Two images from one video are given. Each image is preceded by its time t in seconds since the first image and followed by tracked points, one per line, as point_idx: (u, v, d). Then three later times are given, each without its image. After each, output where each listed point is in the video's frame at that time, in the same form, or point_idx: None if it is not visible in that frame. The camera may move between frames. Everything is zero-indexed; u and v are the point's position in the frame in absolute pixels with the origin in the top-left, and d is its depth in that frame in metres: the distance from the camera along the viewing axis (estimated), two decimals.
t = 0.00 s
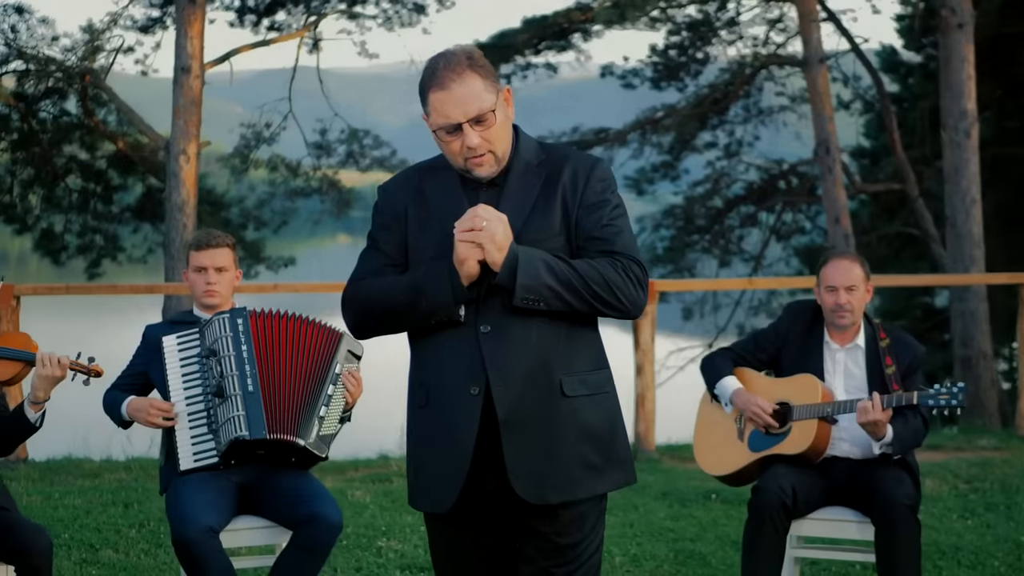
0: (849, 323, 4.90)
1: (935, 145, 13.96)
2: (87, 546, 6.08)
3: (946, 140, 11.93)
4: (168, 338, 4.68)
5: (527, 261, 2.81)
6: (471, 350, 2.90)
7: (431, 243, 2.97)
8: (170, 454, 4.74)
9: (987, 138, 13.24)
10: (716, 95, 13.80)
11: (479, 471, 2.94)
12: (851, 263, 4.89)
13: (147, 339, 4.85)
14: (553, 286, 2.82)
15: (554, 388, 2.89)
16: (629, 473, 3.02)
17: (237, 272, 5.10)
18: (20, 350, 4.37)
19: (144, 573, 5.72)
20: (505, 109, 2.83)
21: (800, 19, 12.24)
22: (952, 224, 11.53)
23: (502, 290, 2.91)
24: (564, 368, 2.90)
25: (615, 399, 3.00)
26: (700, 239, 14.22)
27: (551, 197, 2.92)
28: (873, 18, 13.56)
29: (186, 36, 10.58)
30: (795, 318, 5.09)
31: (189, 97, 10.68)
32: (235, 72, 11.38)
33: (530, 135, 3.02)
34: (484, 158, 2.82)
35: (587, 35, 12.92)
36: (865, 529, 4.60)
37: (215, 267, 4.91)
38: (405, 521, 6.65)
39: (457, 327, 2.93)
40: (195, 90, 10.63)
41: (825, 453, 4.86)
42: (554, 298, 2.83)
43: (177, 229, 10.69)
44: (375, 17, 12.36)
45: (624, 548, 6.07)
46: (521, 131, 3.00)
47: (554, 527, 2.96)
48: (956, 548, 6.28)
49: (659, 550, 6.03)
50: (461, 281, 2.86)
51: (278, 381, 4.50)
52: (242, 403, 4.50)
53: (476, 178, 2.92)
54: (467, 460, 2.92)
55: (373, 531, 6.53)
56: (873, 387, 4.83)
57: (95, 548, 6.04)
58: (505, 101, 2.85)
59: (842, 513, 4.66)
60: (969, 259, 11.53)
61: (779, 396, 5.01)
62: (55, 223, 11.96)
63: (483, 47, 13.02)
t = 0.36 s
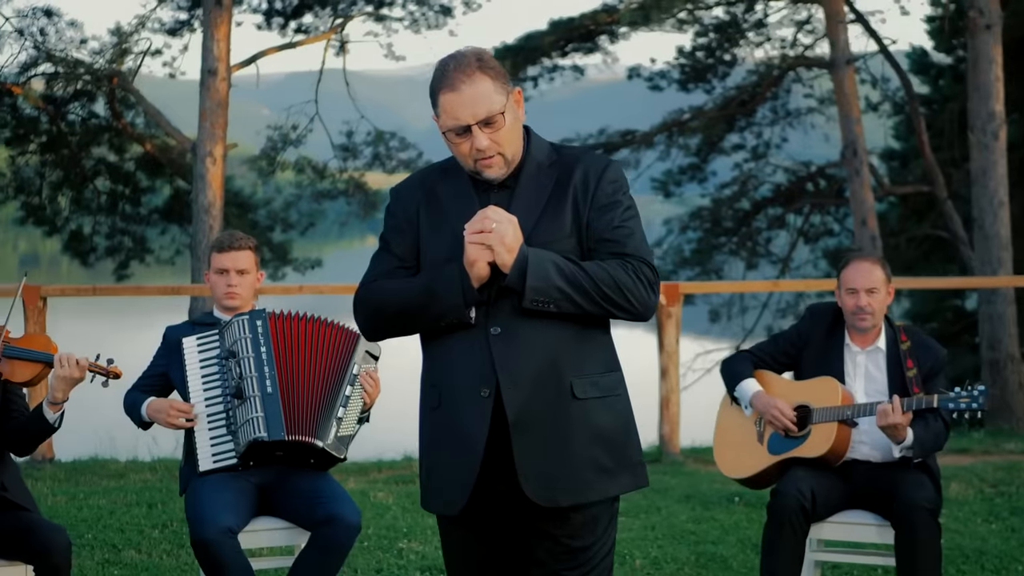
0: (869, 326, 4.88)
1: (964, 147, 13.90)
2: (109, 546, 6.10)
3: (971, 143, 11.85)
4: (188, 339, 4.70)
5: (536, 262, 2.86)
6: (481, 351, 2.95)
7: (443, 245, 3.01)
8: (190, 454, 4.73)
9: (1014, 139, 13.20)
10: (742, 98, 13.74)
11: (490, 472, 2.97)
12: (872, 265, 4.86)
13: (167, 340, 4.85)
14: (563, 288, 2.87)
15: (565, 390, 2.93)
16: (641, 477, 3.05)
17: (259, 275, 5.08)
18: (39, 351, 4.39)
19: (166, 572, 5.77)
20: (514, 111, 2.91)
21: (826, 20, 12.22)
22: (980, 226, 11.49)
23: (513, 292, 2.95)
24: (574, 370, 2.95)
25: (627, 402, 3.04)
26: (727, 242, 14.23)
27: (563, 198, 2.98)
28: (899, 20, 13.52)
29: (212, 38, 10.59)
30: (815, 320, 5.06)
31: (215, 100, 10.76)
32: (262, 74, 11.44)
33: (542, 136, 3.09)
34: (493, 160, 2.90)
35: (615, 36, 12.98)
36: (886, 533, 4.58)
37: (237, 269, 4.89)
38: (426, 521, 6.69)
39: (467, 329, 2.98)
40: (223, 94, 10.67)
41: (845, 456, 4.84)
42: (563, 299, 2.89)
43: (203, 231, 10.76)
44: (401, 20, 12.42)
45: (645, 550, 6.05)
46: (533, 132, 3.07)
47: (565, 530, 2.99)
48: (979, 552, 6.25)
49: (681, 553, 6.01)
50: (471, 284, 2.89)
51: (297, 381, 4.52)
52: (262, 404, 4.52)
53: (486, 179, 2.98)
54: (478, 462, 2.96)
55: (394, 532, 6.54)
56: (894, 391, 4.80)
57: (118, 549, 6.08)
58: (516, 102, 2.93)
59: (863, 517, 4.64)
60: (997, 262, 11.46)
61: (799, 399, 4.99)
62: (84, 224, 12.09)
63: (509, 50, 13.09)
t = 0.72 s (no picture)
0: (890, 329, 4.86)
1: (995, 150, 13.81)
2: (133, 547, 6.14)
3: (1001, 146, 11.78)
4: (209, 341, 4.71)
5: (545, 266, 2.93)
6: (491, 355, 3.02)
7: (453, 249, 3.11)
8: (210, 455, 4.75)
9: None
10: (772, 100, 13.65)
11: (500, 475, 3.05)
12: (893, 268, 4.83)
13: (188, 342, 4.87)
14: (571, 291, 2.94)
15: (574, 394, 3.00)
16: (651, 478, 3.12)
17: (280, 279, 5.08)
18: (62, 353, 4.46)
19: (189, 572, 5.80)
20: (521, 115, 3.03)
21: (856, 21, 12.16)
22: (1009, 228, 11.43)
23: (521, 296, 3.02)
24: (583, 374, 3.01)
25: (638, 405, 3.10)
26: (756, 245, 14.16)
27: (572, 202, 3.08)
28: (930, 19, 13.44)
29: (241, 42, 10.63)
30: (836, 323, 5.05)
31: (242, 102, 10.80)
32: (290, 78, 11.46)
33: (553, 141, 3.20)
34: (500, 165, 3.02)
35: (645, 38, 12.97)
36: (906, 537, 4.56)
37: (258, 272, 4.89)
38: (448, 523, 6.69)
39: (477, 333, 3.05)
40: (250, 97, 10.71)
41: (865, 460, 4.83)
42: (572, 302, 2.96)
43: (231, 233, 10.81)
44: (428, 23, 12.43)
45: (667, 553, 6.05)
46: (543, 136, 3.18)
47: (575, 533, 3.06)
48: (1003, 557, 6.22)
49: (702, 556, 6.00)
50: (479, 287, 2.97)
51: (315, 383, 4.55)
52: (281, 407, 4.54)
53: (494, 184, 3.10)
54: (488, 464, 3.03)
55: (417, 535, 6.56)
56: (915, 395, 4.77)
57: (141, 550, 6.11)
58: (524, 107, 3.05)
59: (884, 521, 4.61)
60: None
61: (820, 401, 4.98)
62: (113, 227, 12.17)
63: (537, 53, 13.09)
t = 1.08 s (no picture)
0: (907, 332, 4.85)
1: None
2: (154, 548, 6.19)
3: None
4: (226, 343, 4.75)
5: (548, 269, 2.97)
6: (495, 358, 3.06)
7: (458, 253, 3.16)
8: (226, 457, 4.78)
9: None
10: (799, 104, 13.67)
11: (503, 478, 3.09)
12: (910, 271, 4.81)
13: (205, 344, 4.90)
14: (573, 294, 2.98)
15: (578, 397, 3.03)
16: (656, 482, 3.16)
17: (297, 281, 5.09)
18: (80, 355, 4.53)
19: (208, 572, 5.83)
20: (525, 119, 3.08)
21: (882, 24, 12.13)
22: None
23: (524, 300, 3.06)
24: (587, 377, 3.04)
25: (642, 408, 3.14)
26: (784, 248, 14.13)
27: (575, 205, 3.13)
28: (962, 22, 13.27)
29: (266, 45, 10.66)
30: (851, 327, 5.05)
31: (269, 106, 10.84)
32: (316, 81, 11.50)
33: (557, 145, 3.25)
34: (506, 169, 3.07)
35: (666, 39, 12.89)
36: (921, 541, 4.54)
37: (275, 275, 4.90)
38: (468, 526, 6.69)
39: (481, 336, 3.10)
40: (276, 100, 10.76)
41: (881, 463, 4.81)
42: (575, 306, 3.00)
43: (257, 236, 10.86)
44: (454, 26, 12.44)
45: (685, 557, 6.04)
46: (547, 140, 3.23)
47: (579, 535, 3.10)
48: None
49: (720, 560, 5.99)
50: (483, 290, 3.02)
51: (330, 384, 4.56)
52: (296, 409, 4.56)
53: (499, 189, 3.16)
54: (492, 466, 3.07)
55: (436, 537, 6.57)
56: (932, 398, 4.75)
57: (162, 550, 6.15)
58: (527, 110, 3.09)
59: (900, 525, 4.60)
60: None
61: (835, 405, 4.96)
62: (142, 230, 12.21)
63: (564, 56, 13.10)
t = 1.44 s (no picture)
0: (918, 339, 4.83)
1: None
2: (168, 553, 6.22)
3: None
4: (236, 350, 4.77)
5: (546, 277, 3.01)
6: (493, 365, 3.11)
7: (457, 260, 3.20)
8: (236, 463, 4.81)
9: None
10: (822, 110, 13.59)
11: (502, 485, 3.14)
12: (921, 278, 4.80)
13: (217, 350, 4.92)
14: (571, 302, 3.03)
15: (575, 404, 3.09)
16: (654, 489, 3.21)
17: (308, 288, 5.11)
18: (90, 360, 4.54)
19: None
20: (522, 126, 3.14)
21: (904, 29, 12.11)
22: None
23: (522, 308, 3.11)
24: (585, 385, 3.10)
25: (640, 415, 3.19)
26: (807, 254, 13.96)
27: (574, 212, 3.18)
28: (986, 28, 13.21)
29: (286, 52, 10.70)
30: (862, 333, 5.04)
31: (288, 113, 10.88)
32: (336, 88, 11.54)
33: (557, 152, 3.30)
34: (504, 177, 3.13)
35: (688, 45, 12.81)
36: (931, 550, 4.52)
37: (286, 281, 4.92)
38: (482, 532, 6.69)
39: (480, 343, 3.15)
40: (296, 107, 10.80)
41: (890, 471, 4.81)
42: (573, 313, 3.04)
43: (277, 242, 10.89)
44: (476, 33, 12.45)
45: (698, 564, 6.04)
46: (547, 148, 3.28)
47: (578, 543, 3.14)
48: None
49: (733, 567, 5.99)
50: (481, 298, 3.05)
51: (339, 390, 4.57)
52: (305, 416, 4.57)
53: (498, 197, 3.21)
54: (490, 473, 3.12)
55: (450, 543, 6.58)
56: (942, 406, 4.73)
57: (176, 556, 6.18)
58: (525, 118, 3.15)
59: (909, 533, 4.58)
60: None
61: (846, 412, 4.94)
62: (164, 236, 12.24)
63: (586, 62, 13.11)
